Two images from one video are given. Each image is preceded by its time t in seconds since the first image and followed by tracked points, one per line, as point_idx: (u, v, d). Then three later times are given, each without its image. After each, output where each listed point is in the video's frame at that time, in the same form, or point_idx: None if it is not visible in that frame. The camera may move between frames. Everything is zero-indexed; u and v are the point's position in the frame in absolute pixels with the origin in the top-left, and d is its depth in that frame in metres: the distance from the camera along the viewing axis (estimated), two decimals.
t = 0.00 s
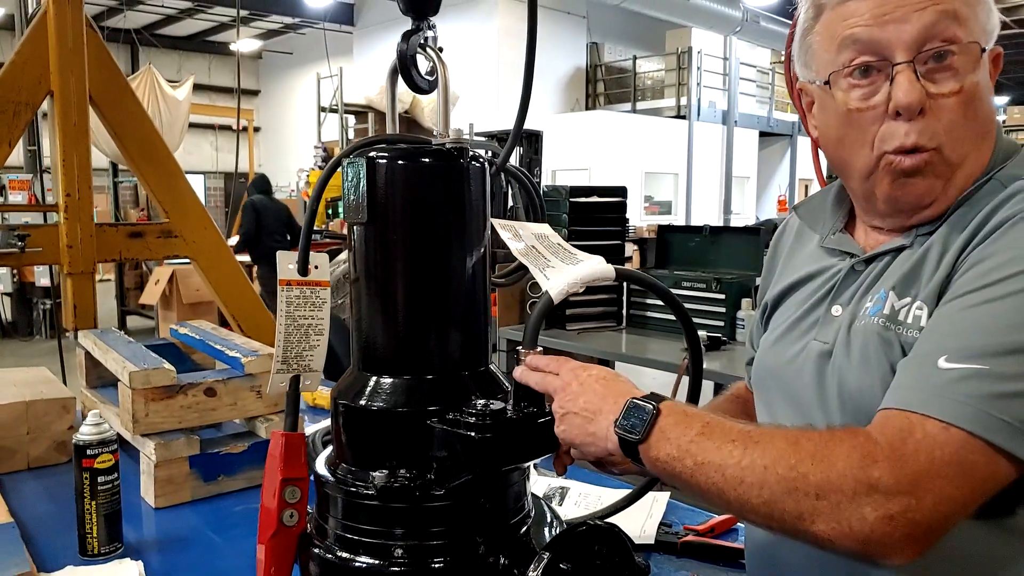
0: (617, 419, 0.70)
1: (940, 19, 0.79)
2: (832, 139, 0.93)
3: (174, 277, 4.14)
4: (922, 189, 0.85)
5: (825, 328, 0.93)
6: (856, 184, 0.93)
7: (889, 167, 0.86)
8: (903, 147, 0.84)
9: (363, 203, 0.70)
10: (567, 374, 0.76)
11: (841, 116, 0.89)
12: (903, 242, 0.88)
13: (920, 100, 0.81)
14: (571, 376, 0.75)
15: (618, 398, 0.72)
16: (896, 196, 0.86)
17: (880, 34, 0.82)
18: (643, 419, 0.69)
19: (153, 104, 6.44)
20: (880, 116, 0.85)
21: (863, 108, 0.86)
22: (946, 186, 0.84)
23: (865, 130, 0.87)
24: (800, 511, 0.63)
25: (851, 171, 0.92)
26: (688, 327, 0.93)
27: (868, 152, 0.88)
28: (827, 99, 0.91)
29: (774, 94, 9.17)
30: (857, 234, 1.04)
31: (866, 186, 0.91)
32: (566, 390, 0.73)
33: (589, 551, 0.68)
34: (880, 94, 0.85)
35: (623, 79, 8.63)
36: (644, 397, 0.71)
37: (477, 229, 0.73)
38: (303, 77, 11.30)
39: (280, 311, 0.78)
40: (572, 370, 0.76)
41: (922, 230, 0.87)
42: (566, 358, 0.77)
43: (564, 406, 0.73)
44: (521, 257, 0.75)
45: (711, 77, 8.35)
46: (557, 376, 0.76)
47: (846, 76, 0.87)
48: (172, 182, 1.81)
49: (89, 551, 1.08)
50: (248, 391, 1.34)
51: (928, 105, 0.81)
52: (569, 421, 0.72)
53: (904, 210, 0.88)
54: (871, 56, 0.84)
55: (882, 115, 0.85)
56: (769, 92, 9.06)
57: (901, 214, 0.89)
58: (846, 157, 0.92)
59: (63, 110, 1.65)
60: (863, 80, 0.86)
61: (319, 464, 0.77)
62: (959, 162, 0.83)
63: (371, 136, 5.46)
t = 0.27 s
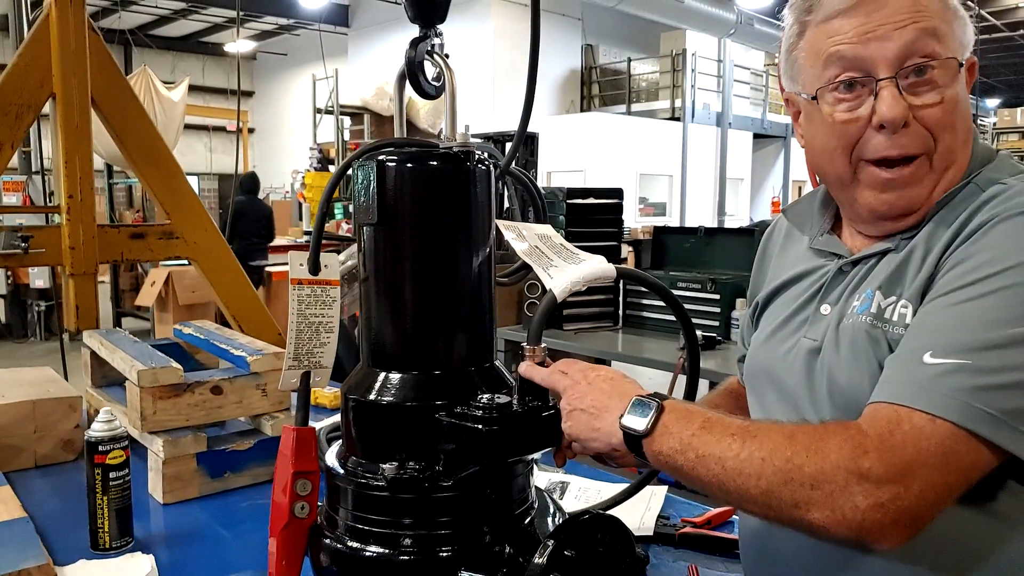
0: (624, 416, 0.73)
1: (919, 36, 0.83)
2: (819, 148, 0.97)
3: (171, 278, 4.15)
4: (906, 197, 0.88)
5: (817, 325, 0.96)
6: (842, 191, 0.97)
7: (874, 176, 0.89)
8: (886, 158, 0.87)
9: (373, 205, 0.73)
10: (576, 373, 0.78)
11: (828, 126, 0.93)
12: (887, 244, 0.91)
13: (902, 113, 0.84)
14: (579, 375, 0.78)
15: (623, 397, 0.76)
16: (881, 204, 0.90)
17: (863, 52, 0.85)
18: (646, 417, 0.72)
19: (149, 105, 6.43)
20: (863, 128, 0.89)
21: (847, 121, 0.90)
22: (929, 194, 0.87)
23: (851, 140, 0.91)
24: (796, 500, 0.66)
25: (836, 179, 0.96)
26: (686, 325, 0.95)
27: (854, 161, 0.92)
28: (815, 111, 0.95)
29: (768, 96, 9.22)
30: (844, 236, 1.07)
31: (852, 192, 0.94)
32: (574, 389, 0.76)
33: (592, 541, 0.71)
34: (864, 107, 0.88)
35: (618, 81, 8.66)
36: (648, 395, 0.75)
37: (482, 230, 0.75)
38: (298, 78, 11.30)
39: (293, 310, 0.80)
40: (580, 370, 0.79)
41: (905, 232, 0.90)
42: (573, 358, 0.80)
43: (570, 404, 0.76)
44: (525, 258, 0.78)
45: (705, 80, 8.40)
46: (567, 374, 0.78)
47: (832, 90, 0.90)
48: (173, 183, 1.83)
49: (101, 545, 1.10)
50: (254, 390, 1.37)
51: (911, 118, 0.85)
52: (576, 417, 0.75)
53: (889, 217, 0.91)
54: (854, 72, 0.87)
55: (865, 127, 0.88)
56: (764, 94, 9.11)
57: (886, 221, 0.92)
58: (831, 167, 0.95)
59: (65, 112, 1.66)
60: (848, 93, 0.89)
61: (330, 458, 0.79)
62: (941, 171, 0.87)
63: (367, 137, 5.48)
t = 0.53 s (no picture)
0: (621, 413, 0.74)
1: (904, 44, 0.85)
2: (807, 153, 0.98)
3: (165, 280, 4.14)
4: (890, 200, 0.89)
5: (808, 324, 0.97)
6: (829, 195, 0.98)
7: (857, 179, 0.90)
8: (871, 161, 0.89)
9: (374, 206, 0.74)
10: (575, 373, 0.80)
11: (815, 131, 0.94)
12: (872, 246, 0.92)
13: (886, 117, 0.86)
14: (577, 377, 0.79)
15: (619, 396, 0.77)
16: (867, 207, 0.91)
17: (850, 58, 0.87)
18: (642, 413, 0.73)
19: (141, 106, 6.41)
20: (850, 133, 0.90)
21: (834, 126, 0.91)
22: (915, 195, 0.89)
23: (836, 145, 0.92)
24: (788, 494, 0.67)
25: (823, 183, 0.97)
26: (681, 325, 0.96)
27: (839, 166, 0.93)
28: (803, 116, 0.96)
29: (761, 98, 9.25)
30: (831, 239, 1.09)
31: (839, 195, 0.95)
32: (572, 388, 0.78)
33: (590, 537, 0.72)
34: (850, 112, 0.90)
35: (612, 83, 8.69)
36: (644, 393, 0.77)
37: (481, 232, 0.77)
38: (292, 80, 11.28)
39: (295, 311, 0.81)
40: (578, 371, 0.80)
41: (890, 235, 0.91)
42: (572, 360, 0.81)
43: (567, 403, 0.77)
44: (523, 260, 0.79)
45: (699, 82, 8.43)
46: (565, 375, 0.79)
47: (820, 96, 0.92)
48: (169, 184, 1.84)
49: (101, 545, 1.11)
50: (252, 390, 1.37)
51: (895, 123, 0.86)
52: (573, 417, 0.76)
53: (877, 217, 0.91)
54: (841, 78, 0.89)
55: (851, 132, 0.90)
56: (757, 96, 9.14)
57: (874, 221, 0.93)
58: (819, 172, 0.97)
59: (61, 113, 1.67)
60: (836, 98, 0.91)
61: (330, 457, 0.80)
62: (925, 175, 0.88)
63: (361, 139, 5.48)
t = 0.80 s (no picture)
0: (613, 410, 0.75)
1: (887, 51, 0.86)
2: (794, 158, 0.99)
3: (157, 281, 4.14)
4: (876, 204, 0.90)
5: (798, 324, 0.98)
6: (816, 198, 0.99)
7: (844, 181, 0.92)
8: (857, 166, 0.90)
9: (368, 209, 0.74)
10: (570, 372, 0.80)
11: (801, 136, 0.95)
12: (857, 248, 0.94)
13: (870, 124, 0.87)
14: (571, 378, 0.79)
15: (611, 396, 0.78)
16: (854, 210, 0.91)
17: (835, 65, 0.88)
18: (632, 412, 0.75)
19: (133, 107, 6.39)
20: (836, 139, 0.91)
21: (820, 131, 0.93)
22: (900, 199, 0.90)
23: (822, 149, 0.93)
24: (777, 490, 0.68)
25: (811, 187, 0.98)
26: (673, 327, 0.97)
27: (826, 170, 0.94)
28: (791, 122, 0.97)
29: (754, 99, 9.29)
30: (819, 240, 1.10)
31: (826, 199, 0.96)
32: (563, 390, 0.78)
33: (583, 537, 0.73)
34: (836, 117, 0.91)
35: (605, 84, 8.71)
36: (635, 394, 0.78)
37: (475, 235, 0.77)
38: (285, 80, 11.27)
39: (289, 313, 0.82)
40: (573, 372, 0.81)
41: (875, 236, 0.93)
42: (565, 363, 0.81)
43: (559, 404, 0.77)
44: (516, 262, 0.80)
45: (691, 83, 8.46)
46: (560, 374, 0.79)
47: (806, 103, 0.93)
48: (162, 185, 1.83)
49: (96, 547, 1.11)
50: (246, 392, 1.37)
51: (879, 129, 0.87)
52: (565, 419, 0.76)
53: (863, 219, 0.92)
54: (825, 85, 0.90)
55: (837, 137, 0.91)
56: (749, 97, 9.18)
57: (859, 223, 0.94)
58: (807, 176, 0.97)
59: (53, 114, 1.66)
60: (821, 104, 0.92)
61: (325, 458, 0.81)
62: (909, 180, 0.89)
63: (354, 139, 5.48)
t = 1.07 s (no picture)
0: (613, 405, 0.76)
1: (890, 48, 0.88)
2: (798, 151, 1.01)
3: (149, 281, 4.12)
4: (876, 195, 0.91)
5: (796, 320, 0.99)
6: (820, 190, 1.00)
7: (846, 172, 0.93)
8: (858, 156, 0.92)
9: (366, 209, 0.75)
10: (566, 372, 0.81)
11: (805, 128, 0.97)
12: (859, 239, 0.94)
13: (871, 116, 0.89)
14: (569, 377, 0.79)
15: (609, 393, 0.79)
16: (855, 200, 0.93)
17: (839, 59, 0.90)
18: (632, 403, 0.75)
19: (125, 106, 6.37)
20: (839, 130, 0.93)
21: (824, 123, 0.94)
22: (898, 191, 0.91)
23: (826, 140, 0.95)
24: (777, 473, 0.69)
25: (813, 178, 1.00)
26: (668, 326, 0.97)
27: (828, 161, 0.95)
28: (794, 115, 0.99)
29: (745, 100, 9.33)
30: (820, 237, 1.11)
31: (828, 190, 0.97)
32: (562, 387, 0.78)
33: (580, 535, 0.74)
34: (838, 109, 0.93)
35: (597, 85, 8.73)
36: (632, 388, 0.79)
37: (471, 234, 0.77)
38: (277, 81, 11.25)
39: (286, 313, 0.82)
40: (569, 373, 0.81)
41: (875, 228, 0.93)
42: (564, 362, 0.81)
43: (557, 401, 0.77)
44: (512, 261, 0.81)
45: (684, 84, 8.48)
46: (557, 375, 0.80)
47: (811, 95, 0.95)
48: (155, 185, 1.83)
49: (92, 547, 1.11)
50: (242, 392, 1.38)
51: (880, 122, 0.89)
52: (565, 416, 0.77)
53: (862, 210, 0.94)
54: (830, 78, 0.92)
55: (840, 129, 0.93)
56: (741, 98, 9.22)
57: (860, 214, 0.95)
58: (810, 168, 0.99)
59: (46, 114, 1.65)
60: (825, 97, 0.94)
61: (322, 457, 0.81)
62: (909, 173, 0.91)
63: (346, 140, 5.47)
